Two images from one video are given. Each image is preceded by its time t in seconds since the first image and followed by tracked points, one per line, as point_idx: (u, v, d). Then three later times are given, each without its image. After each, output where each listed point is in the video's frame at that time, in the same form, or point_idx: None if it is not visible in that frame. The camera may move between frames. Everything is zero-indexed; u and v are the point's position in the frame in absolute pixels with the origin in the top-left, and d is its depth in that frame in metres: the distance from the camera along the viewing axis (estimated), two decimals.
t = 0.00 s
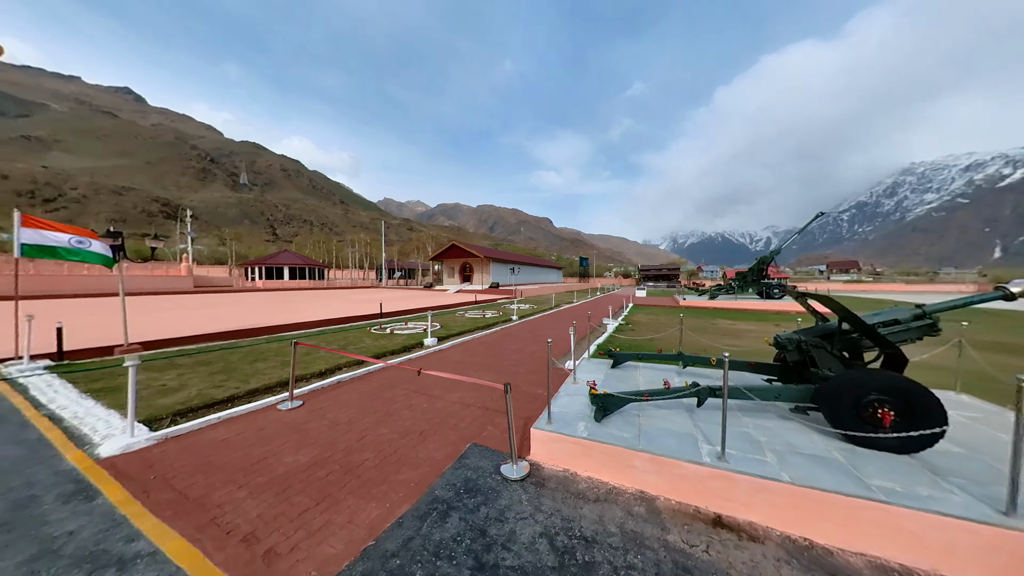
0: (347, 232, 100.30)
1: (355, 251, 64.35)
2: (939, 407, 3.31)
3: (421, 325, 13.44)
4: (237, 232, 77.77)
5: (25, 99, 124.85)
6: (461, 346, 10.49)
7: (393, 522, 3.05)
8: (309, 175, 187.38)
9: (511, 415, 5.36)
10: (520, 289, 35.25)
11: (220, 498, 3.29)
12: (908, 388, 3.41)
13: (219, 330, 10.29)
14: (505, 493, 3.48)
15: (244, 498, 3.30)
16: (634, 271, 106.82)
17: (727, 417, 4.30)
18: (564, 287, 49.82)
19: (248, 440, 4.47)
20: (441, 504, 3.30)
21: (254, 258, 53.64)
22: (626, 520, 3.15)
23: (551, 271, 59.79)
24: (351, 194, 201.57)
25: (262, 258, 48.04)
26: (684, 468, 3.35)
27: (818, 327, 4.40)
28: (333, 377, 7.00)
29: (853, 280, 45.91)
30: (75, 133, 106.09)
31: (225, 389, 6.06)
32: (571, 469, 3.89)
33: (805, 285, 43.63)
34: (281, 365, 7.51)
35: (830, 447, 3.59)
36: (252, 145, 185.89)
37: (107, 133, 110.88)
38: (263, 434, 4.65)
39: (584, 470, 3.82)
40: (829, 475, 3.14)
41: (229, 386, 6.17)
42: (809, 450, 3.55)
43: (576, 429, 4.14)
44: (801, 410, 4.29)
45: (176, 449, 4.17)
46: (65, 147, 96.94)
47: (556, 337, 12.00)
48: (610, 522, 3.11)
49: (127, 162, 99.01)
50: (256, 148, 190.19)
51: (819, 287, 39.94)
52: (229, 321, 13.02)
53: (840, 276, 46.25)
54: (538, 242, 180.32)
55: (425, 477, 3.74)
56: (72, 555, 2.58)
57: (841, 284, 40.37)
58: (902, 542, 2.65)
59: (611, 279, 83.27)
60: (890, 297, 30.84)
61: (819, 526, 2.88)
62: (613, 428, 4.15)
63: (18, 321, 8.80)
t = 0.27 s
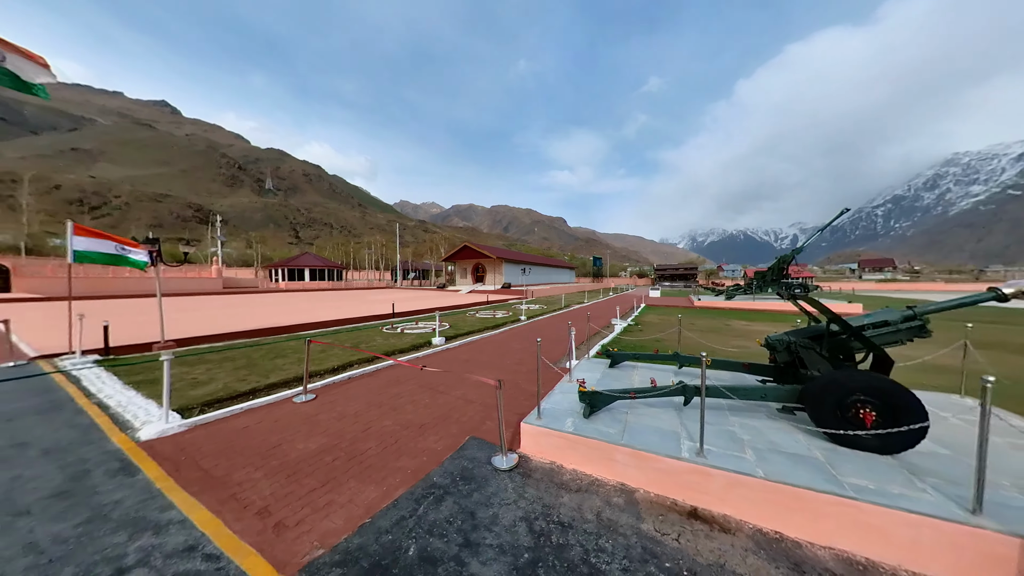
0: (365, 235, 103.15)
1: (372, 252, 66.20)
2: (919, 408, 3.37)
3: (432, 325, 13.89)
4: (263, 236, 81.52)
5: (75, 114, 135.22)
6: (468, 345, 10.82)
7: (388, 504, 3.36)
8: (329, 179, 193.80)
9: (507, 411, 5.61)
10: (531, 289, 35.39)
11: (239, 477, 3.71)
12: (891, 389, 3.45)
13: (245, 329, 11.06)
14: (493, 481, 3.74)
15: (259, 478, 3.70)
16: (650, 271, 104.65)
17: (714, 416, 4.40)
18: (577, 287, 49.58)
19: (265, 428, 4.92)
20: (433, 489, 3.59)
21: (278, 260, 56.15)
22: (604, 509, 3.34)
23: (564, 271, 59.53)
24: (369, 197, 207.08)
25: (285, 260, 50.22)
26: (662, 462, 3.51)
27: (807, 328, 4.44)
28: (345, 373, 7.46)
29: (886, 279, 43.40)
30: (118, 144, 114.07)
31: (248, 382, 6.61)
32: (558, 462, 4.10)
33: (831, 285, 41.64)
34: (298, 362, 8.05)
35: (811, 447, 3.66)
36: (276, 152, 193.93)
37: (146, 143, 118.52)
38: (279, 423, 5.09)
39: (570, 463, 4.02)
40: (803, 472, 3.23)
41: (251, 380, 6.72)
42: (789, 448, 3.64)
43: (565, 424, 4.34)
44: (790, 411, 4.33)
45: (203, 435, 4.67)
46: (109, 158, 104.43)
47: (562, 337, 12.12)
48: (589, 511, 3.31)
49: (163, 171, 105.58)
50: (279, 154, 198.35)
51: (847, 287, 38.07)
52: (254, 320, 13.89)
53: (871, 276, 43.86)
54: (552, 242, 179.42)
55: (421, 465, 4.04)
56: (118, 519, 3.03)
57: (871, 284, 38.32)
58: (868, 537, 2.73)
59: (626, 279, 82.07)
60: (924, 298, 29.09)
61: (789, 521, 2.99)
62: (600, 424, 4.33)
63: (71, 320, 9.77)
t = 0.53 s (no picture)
0: (382, 237, 105.80)
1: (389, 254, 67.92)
2: (909, 412, 3.36)
3: (442, 325, 14.28)
4: (286, 239, 85.12)
5: (118, 128, 145.37)
6: (476, 345, 11.10)
7: (389, 491, 3.65)
8: (348, 183, 199.91)
9: (507, 409, 5.82)
10: (544, 290, 35.45)
11: (260, 464, 4.11)
12: (881, 393, 3.45)
13: (268, 329, 11.77)
14: (488, 473, 3.96)
15: (276, 465, 4.08)
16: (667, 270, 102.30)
17: (707, 417, 4.47)
18: (590, 288, 49.20)
19: (283, 421, 5.36)
20: (432, 479, 3.85)
21: (301, 262, 58.57)
22: (591, 503, 3.50)
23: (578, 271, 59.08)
24: (386, 200, 212.12)
25: (306, 263, 52.32)
26: (649, 459, 3.64)
27: (804, 331, 4.44)
28: (358, 370, 7.90)
29: (922, 278, 40.77)
30: (156, 155, 121.87)
31: (269, 378, 7.14)
32: (552, 458, 4.27)
33: (860, 284, 39.59)
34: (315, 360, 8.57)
35: (801, 448, 3.69)
36: (298, 158, 201.84)
37: (181, 153, 126.04)
38: (295, 417, 5.52)
39: (563, 459, 4.19)
40: (788, 473, 3.29)
41: (272, 377, 7.25)
42: (778, 450, 3.68)
43: (560, 422, 4.50)
44: (785, 414, 4.34)
45: (229, 425, 5.14)
46: (149, 168, 111.79)
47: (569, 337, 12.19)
48: (576, 504, 3.48)
49: (196, 179, 112.01)
50: (301, 160, 206.29)
51: (878, 287, 36.08)
52: (277, 320, 14.71)
53: (905, 275, 41.36)
54: (566, 241, 178.19)
55: (421, 458, 4.32)
56: (157, 495, 3.46)
57: (905, 283, 36.13)
58: (846, 537, 2.79)
59: (641, 279, 80.68)
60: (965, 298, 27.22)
61: (771, 520, 3.06)
62: (593, 423, 4.48)
63: (115, 320, 10.69)
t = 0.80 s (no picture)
0: (398, 239, 108.18)
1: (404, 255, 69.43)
2: (911, 417, 3.25)
3: (453, 325, 14.56)
4: (308, 242, 88.50)
5: (156, 139, 155.14)
6: (483, 345, 11.28)
7: (389, 482, 3.85)
8: (366, 187, 205.53)
9: (508, 407, 5.93)
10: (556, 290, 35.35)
11: (273, 453, 4.41)
12: (881, 396, 3.37)
13: (287, 328, 12.36)
14: (484, 467, 4.10)
15: (287, 455, 4.38)
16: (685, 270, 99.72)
17: (704, 419, 4.45)
18: (604, 288, 48.60)
19: (296, 414, 5.69)
20: (430, 472, 4.02)
21: (321, 263, 60.79)
22: (582, 500, 3.56)
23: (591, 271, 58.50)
24: (402, 203, 216.69)
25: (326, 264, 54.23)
26: (639, 458, 3.68)
27: (805, 332, 4.34)
28: (368, 367, 8.23)
29: (964, 277, 38.00)
30: (189, 163, 129.35)
31: (286, 374, 7.57)
32: (549, 455, 4.35)
33: (894, 284, 37.40)
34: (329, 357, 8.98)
35: (798, 452, 3.64)
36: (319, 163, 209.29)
37: (211, 161, 133.20)
38: (307, 411, 5.85)
39: (559, 457, 4.26)
40: (780, 476, 3.26)
41: (288, 373, 7.67)
42: (773, 452, 3.64)
43: (557, 421, 4.55)
44: (787, 417, 4.25)
45: (247, 417, 5.52)
46: (183, 176, 118.77)
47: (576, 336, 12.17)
48: (568, 500, 3.55)
49: (225, 186, 118.12)
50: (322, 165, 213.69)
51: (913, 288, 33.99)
52: (296, 320, 15.39)
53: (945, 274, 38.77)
54: (580, 242, 176.49)
55: (421, 452, 4.50)
56: (181, 478, 3.80)
57: (944, 283, 33.87)
58: (835, 541, 2.76)
59: (658, 279, 79.00)
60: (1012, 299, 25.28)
61: (759, 521, 3.07)
62: (589, 422, 4.53)
63: (150, 318, 11.55)
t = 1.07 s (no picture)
0: (414, 240, 110.37)
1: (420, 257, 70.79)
2: (924, 430, 3.08)
3: (463, 326, 14.73)
4: (328, 244, 91.68)
5: (191, 148, 164.82)
6: (491, 346, 11.33)
7: (387, 479, 3.98)
8: (384, 189, 210.84)
9: (510, 407, 5.97)
10: (568, 291, 35.11)
11: (281, 448, 4.64)
12: (889, 405, 3.22)
13: (304, 328, 12.88)
14: (480, 468, 4.16)
15: (294, 451, 4.58)
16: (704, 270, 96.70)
17: (705, 426, 4.34)
18: (619, 289, 47.82)
19: (305, 412, 5.94)
20: (427, 471, 4.12)
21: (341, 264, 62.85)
22: (575, 504, 3.55)
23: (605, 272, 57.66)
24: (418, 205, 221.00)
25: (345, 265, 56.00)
26: (634, 464, 3.65)
27: (814, 338, 4.16)
28: (377, 367, 8.45)
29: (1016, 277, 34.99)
30: (220, 170, 136.69)
31: (299, 373, 7.90)
32: (544, 458, 4.36)
33: (934, 285, 34.88)
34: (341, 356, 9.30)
35: (801, 463, 3.50)
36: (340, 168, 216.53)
37: (240, 167, 140.18)
38: (316, 408, 6.09)
39: (554, 460, 4.28)
40: (779, 487, 3.15)
41: (301, 371, 8.01)
42: (774, 463, 3.52)
43: (554, 424, 4.56)
44: (792, 426, 4.09)
45: (260, 414, 5.81)
46: (214, 182, 125.62)
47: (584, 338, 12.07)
48: (560, 504, 3.55)
49: (252, 191, 124.01)
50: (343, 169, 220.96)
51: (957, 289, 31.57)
52: (314, 320, 16.01)
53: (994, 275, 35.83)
54: (595, 242, 174.22)
55: (421, 451, 4.60)
56: (197, 469, 4.06)
57: (993, 284, 31.27)
58: (832, 557, 2.67)
59: (676, 280, 77.04)
60: None
61: (754, 533, 2.98)
62: (586, 426, 4.51)
63: (180, 318, 12.31)
